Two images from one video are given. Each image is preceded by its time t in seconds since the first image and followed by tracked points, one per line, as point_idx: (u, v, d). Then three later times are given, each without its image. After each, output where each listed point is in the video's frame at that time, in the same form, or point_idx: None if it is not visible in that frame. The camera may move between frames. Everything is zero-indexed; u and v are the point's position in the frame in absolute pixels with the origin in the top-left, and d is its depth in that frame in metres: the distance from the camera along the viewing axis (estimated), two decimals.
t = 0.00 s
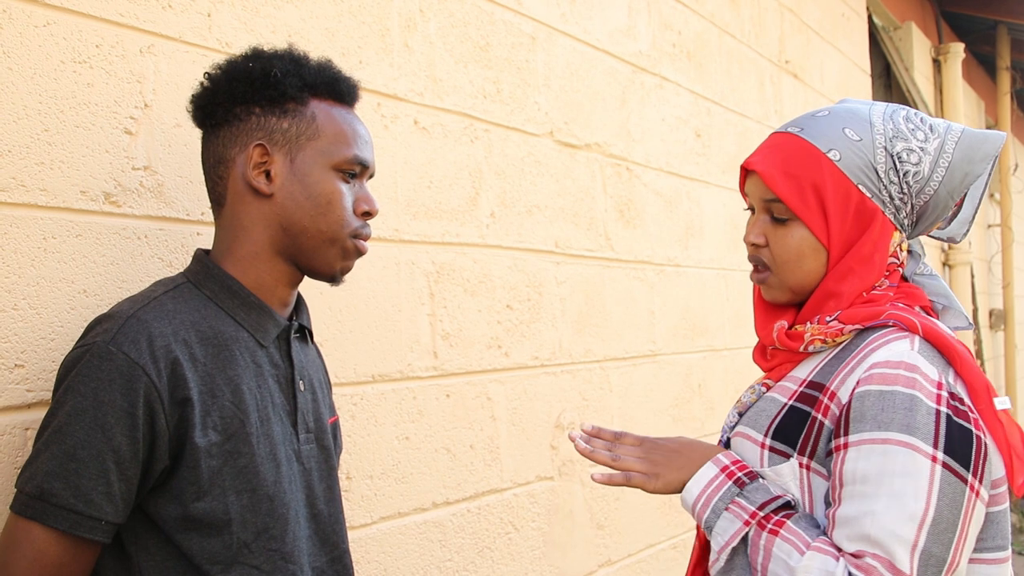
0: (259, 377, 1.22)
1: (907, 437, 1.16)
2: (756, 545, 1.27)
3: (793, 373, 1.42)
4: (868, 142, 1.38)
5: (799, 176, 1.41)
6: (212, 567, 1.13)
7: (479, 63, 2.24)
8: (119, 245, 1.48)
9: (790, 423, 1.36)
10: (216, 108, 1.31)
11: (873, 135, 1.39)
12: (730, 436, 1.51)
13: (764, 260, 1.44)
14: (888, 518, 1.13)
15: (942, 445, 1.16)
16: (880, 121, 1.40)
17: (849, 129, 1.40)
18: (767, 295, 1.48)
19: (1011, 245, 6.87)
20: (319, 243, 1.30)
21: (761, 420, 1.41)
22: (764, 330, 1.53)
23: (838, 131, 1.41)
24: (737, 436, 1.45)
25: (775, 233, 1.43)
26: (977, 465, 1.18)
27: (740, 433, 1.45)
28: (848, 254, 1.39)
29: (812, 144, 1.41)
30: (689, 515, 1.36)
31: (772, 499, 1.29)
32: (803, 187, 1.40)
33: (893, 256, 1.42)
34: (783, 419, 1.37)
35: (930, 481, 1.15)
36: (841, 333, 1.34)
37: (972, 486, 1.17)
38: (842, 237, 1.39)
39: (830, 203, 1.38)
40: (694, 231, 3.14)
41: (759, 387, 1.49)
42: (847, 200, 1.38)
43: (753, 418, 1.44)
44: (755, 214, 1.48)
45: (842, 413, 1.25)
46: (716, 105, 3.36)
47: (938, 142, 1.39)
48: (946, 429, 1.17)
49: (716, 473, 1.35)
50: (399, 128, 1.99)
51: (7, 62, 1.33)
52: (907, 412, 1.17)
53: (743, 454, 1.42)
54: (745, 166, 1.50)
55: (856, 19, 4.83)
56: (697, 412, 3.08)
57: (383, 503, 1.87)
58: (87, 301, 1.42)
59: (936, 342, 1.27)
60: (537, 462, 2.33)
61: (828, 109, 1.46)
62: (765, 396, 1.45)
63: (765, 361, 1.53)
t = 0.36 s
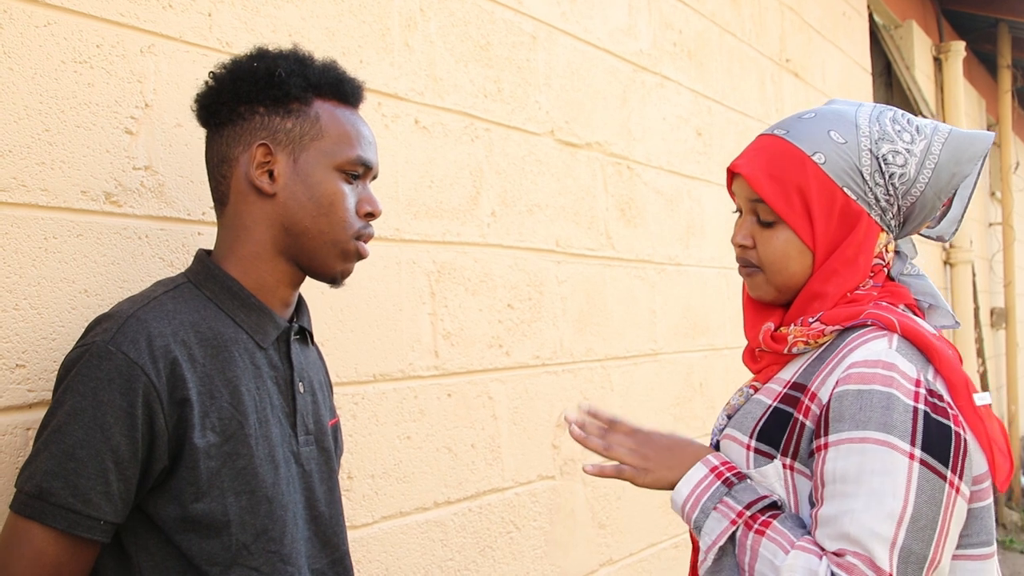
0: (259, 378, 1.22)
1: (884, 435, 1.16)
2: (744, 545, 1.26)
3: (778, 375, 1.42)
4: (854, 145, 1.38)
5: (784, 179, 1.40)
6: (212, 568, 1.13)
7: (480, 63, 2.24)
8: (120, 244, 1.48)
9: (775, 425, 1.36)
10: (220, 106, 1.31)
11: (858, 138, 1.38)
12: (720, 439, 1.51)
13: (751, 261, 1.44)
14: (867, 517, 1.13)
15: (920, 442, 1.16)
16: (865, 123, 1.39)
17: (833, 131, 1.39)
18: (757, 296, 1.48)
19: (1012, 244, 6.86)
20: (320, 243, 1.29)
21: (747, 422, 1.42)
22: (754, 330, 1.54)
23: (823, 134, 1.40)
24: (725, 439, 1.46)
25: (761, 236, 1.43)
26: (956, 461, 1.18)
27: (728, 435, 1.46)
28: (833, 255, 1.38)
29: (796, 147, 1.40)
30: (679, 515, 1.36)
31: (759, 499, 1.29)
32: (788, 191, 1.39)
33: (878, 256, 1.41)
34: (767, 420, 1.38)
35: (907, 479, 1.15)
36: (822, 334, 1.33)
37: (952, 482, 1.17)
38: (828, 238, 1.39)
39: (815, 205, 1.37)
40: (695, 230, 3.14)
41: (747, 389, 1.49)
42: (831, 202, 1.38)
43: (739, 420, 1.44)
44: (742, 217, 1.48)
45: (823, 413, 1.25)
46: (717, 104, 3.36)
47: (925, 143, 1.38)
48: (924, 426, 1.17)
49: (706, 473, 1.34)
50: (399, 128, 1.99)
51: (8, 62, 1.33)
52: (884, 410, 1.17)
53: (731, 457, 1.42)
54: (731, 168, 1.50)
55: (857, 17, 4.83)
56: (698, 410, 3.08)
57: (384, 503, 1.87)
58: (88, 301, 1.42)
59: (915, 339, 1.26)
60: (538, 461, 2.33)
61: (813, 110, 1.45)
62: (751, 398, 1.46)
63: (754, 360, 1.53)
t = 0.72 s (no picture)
0: (263, 379, 1.22)
1: (876, 435, 1.16)
2: (739, 549, 1.27)
3: (777, 375, 1.42)
4: (851, 150, 1.37)
5: (784, 188, 1.40)
6: (217, 567, 1.13)
7: (483, 62, 2.24)
8: (124, 245, 1.48)
9: (772, 425, 1.35)
10: (231, 106, 1.32)
11: (855, 143, 1.38)
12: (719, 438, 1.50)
13: (756, 270, 1.44)
14: (860, 516, 1.13)
15: (912, 442, 1.16)
16: (861, 128, 1.39)
17: (830, 138, 1.39)
18: (761, 302, 1.48)
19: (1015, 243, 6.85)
20: (326, 246, 1.29)
21: (745, 422, 1.41)
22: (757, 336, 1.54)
23: (820, 142, 1.39)
24: (723, 438, 1.45)
25: (763, 244, 1.42)
26: (949, 461, 1.18)
27: (726, 435, 1.45)
28: (836, 259, 1.38)
29: (793, 154, 1.40)
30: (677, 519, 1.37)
31: (751, 504, 1.30)
32: (788, 199, 1.39)
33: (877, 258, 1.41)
34: (764, 420, 1.37)
35: (900, 478, 1.15)
36: (819, 335, 1.33)
37: (944, 482, 1.17)
38: (830, 243, 1.38)
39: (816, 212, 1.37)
40: (698, 230, 3.14)
41: (747, 389, 1.48)
42: (832, 209, 1.37)
43: (737, 419, 1.44)
44: (743, 225, 1.47)
45: (817, 413, 1.25)
46: (720, 103, 3.36)
47: (921, 145, 1.37)
48: (916, 426, 1.17)
49: (699, 479, 1.35)
50: (403, 128, 1.99)
51: (12, 62, 1.33)
52: (877, 411, 1.17)
53: (729, 456, 1.42)
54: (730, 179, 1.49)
55: (860, 16, 4.82)
56: (701, 410, 3.08)
57: (387, 503, 1.87)
58: (91, 301, 1.42)
59: (908, 340, 1.26)
60: (541, 461, 2.34)
61: (809, 118, 1.45)
62: (750, 397, 1.45)
63: (753, 360, 1.53)
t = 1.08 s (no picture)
0: (275, 373, 1.22)
1: (884, 423, 1.16)
2: (741, 541, 1.25)
3: (787, 366, 1.41)
4: (864, 147, 1.37)
5: (798, 182, 1.39)
6: (228, 561, 1.13)
7: (491, 57, 2.23)
8: (132, 239, 1.48)
9: (781, 416, 1.35)
10: (247, 101, 1.32)
11: (868, 139, 1.37)
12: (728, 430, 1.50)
13: (765, 264, 1.44)
14: (865, 503, 1.13)
15: (920, 431, 1.16)
16: (873, 125, 1.39)
17: (843, 134, 1.38)
18: (769, 298, 1.48)
19: None
20: (338, 242, 1.29)
21: (754, 413, 1.40)
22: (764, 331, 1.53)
23: (833, 137, 1.39)
24: (732, 429, 1.45)
25: (774, 238, 1.42)
26: (956, 452, 1.18)
27: (736, 427, 1.44)
28: (846, 256, 1.38)
29: (807, 150, 1.39)
30: (681, 513, 1.35)
31: (754, 496, 1.28)
32: (801, 193, 1.38)
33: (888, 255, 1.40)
34: (774, 411, 1.36)
35: (907, 467, 1.15)
36: (829, 328, 1.33)
37: (951, 471, 1.17)
38: (841, 239, 1.38)
39: (828, 207, 1.36)
40: (706, 225, 3.13)
41: (756, 381, 1.49)
42: (844, 204, 1.37)
43: (747, 410, 1.43)
44: (755, 219, 1.47)
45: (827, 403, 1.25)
46: (728, 98, 3.34)
47: (932, 144, 1.37)
48: (925, 416, 1.17)
49: (703, 473, 1.33)
50: (411, 122, 1.99)
51: (21, 57, 1.33)
52: (885, 400, 1.17)
53: (737, 447, 1.41)
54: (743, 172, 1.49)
55: (869, 10, 4.79)
56: (709, 405, 3.08)
57: (395, 497, 1.87)
58: (101, 295, 1.42)
59: (918, 332, 1.26)
60: (549, 456, 2.33)
61: (822, 114, 1.44)
62: (760, 389, 1.45)
63: (760, 356, 1.53)
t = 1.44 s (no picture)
0: (272, 365, 1.22)
1: (880, 418, 1.16)
2: (731, 522, 1.25)
3: (783, 360, 1.41)
4: (860, 139, 1.36)
5: (795, 173, 1.39)
6: (225, 552, 1.13)
7: (488, 48, 2.23)
8: (129, 231, 1.48)
9: (778, 407, 1.35)
10: (246, 92, 1.31)
11: (864, 130, 1.37)
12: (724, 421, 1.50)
13: (763, 256, 1.44)
14: (858, 497, 1.13)
15: (916, 427, 1.16)
16: (869, 115, 1.39)
17: (839, 126, 1.38)
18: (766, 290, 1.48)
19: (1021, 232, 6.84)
20: (336, 234, 1.29)
21: (751, 404, 1.40)
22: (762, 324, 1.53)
23: (829, 129, 1.39)
24: (728, 419, 1.45)
25: (772, 230, 1.41)
26: (951, 448, 1.18)
27: (732, 417, 1.44)
28: (843, 248, 1.38)
29: (804, 141, 1.39)
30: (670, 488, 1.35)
31: (749, 481, 1.28)
32: (798, 184, 1.38)
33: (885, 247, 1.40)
34: (771, 402, 1.36)
35: (901, 461, 1.15)
36: (828, 321, 1.34)
37: (945, 468, 1.17)
38: (837, 230, 1.38)
39: (825, 199, 1.36)
40: (704, 218, 3.13)
41: (753, 372, 1.49)
42: (841, 196, 1.37)
43: (743, 401, 1.43)
44: (751, 211, 1.46)
45: (824, 396, 1.25)
46: (726, 90, 3.34)
47: (928, 135, 1.37)
48: (921, 412, 1.17)
49: (697, 450, 1.33)
50: (408, 114, 1.99)
51: (16, 48, 1.32)
52: (882, 395, 1.17)
53: (733, 437, 1.41)
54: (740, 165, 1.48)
55: (867, 2, 4.79)
56: (707, 398, 3.08)
57: (393, 489, 1.88)
58: (97, 287, 1.42)
59: (916, 327, 1.27)
60: (547, 448, 2.34)
61: (818, 105, 1.44)
62: (757, 380, 1.45)
63: (757, 348, 1.54)
